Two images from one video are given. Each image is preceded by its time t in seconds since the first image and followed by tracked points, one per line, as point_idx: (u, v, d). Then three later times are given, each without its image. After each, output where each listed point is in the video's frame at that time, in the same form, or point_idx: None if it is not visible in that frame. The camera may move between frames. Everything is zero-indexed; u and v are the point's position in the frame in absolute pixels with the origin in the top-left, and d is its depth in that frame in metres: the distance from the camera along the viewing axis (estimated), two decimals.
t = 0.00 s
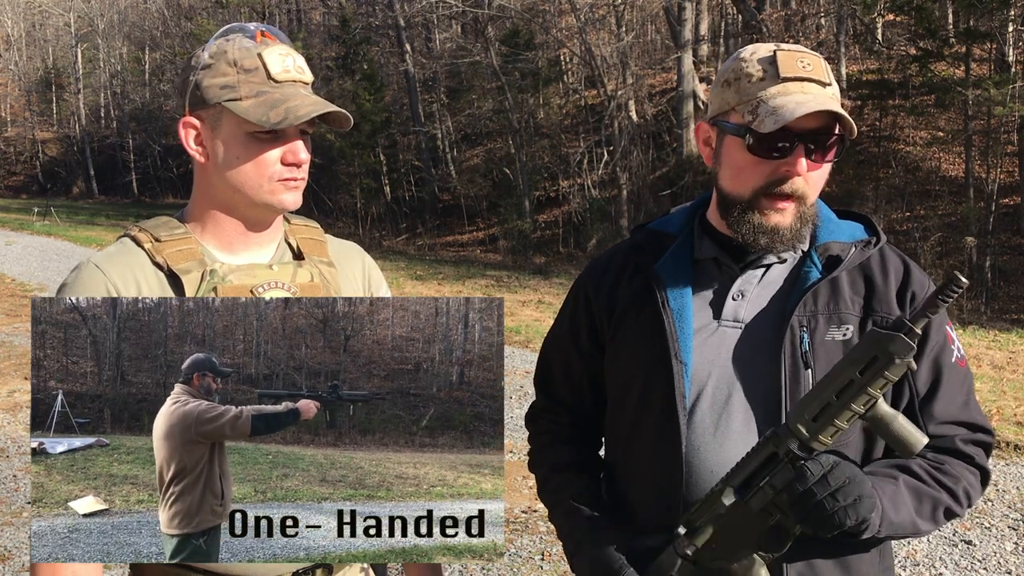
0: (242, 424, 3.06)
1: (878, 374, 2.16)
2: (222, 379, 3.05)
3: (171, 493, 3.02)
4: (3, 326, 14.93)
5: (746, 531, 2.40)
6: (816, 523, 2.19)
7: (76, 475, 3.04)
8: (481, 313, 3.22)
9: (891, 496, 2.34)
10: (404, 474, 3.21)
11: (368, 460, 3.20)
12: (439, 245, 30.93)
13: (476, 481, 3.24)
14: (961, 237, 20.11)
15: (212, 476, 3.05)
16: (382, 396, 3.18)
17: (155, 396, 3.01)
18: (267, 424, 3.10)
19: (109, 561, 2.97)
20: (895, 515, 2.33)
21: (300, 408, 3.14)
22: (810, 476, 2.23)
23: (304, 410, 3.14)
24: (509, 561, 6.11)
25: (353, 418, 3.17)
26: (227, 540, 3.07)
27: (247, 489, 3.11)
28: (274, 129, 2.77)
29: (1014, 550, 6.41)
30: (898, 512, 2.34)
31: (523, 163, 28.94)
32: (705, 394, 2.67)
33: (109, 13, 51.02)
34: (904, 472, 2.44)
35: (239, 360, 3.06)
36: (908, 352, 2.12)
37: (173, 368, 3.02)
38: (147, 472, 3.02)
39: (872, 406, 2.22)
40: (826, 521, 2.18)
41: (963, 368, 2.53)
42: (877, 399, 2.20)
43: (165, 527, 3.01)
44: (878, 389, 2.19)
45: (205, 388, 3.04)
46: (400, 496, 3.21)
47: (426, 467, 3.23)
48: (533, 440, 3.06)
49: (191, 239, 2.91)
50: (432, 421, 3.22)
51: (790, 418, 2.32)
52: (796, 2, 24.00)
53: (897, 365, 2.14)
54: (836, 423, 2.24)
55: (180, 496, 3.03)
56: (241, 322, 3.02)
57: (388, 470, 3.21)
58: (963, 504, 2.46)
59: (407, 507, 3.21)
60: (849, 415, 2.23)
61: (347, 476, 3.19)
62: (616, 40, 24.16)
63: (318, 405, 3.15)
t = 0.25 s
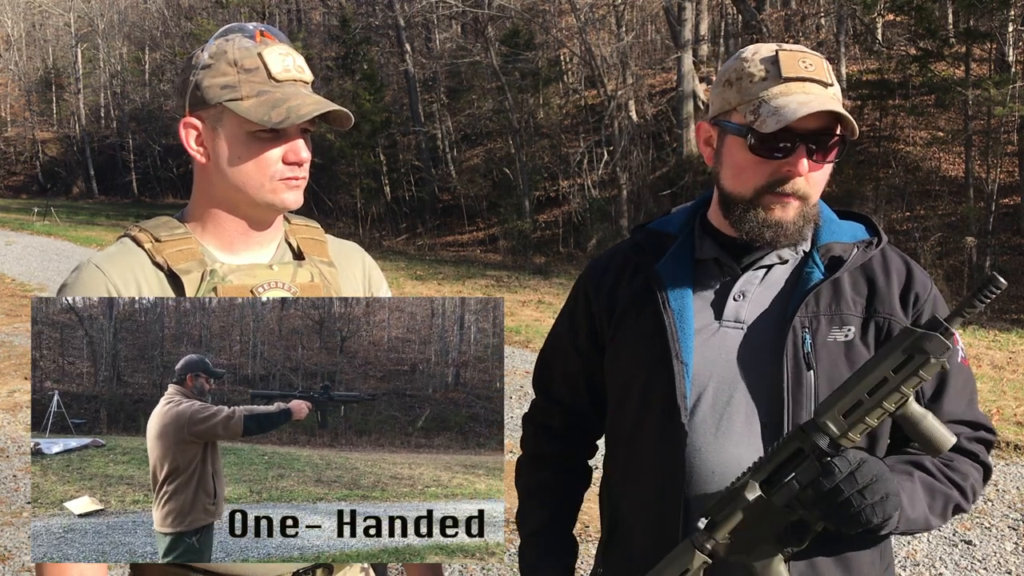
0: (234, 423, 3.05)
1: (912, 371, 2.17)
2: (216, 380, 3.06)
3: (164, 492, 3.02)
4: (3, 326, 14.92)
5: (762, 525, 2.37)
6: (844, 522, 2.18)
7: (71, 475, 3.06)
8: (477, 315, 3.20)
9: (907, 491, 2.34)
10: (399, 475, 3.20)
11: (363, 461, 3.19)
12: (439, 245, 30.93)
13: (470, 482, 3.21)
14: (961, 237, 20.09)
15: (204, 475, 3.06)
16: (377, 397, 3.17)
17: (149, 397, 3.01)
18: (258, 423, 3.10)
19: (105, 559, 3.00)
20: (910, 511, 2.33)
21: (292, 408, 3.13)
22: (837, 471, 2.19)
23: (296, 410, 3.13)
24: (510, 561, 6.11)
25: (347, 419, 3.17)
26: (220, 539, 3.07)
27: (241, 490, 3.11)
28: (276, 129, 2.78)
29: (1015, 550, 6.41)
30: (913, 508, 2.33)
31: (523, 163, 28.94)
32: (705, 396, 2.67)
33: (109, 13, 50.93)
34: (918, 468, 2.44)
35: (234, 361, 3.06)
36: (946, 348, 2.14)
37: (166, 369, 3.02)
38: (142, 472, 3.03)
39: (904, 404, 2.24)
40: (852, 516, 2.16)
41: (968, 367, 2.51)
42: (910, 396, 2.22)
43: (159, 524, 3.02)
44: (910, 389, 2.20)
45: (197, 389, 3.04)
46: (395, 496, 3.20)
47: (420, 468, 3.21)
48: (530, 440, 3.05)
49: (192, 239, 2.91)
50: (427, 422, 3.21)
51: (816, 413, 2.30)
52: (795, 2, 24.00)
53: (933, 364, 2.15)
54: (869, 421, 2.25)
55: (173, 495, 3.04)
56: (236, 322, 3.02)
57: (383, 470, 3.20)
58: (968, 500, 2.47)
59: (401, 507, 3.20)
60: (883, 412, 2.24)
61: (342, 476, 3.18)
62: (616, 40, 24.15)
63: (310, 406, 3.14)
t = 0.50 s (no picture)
0: (224, 423, 3.05)
1: (916, 354, 2.16)
2: (208, 380, 3.05)
3: (156, 491, 3.02)
4: (4, 326, 14.93)
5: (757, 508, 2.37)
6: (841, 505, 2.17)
7: (67, 475, 3.05)
8: (472, 316, 3.19)
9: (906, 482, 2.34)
10: (393, 475, 3.20)
11: (357, 461, 3.18)
12: (439, 245, 30.93)
13: (463, 482, 3.21)
14: (961, 237, 20.09)
15: (196, 474, 3.05)
16: (369, 397, 3.16)
17: (144, 396, 3.00)
18: (249, 422, 3.09)
19: (99, 558, 3.01)
20: (906, 501, 2.33)
21: (282, 408, 3.12)
22: (836, 453, 2.19)
23: (286, 410, 3.13)
24: (509, 561, 6.11)
25: (339, 419, 3.16)
26: (213, 539, 3.07)
27: (236, 490, 3.11)
28: (275, 129, 2.78)
29: (1015, 550, 6.40)
30: (911, 497, 2.34)
31: (523, 163, 28.94)
32: (706, 397, 2.66)
33: (109, 13, 50.90)
34: (916, 461, 2.44)
35: (231, 361, 3.07)
36: (949, 333, 2.13)
37: (159, 369, 3.01)
38: (136, 472, 3.02)
39: (905, 388, 2.23)
40: (848, 499, 2.16)
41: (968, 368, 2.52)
42: (911, 380, 2.21)
43: (152, 523, 3.02)
44: (914, 371, 2.20)
45: (189, 389, 3.03)
46: (389, 496, 3.19)
47: (414, 468, 3.20)
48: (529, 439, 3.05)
49: (191, 239, 2.91)
50: (422, 423, 3.19)
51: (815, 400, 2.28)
52: (796, 2, 24.01)
53: (934, 351, 2.15)
54: (870, 405, 2.23)
55: (165, 493, 3.04)
56: (231, 322, 3.01)
57: (378, 470, 3.19)
58: (968, 497, 2.46)
59: (395, 507, 3.19)
60: (882, 398, 2.23)
61: (337, 476, 3.17)
62: (616, 40, 24.17)
63: (300, 406, 3.13)
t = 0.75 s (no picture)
0: (216, 422, 3.05)
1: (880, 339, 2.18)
2: (201, 381, 3.04)
3: (149, 490, 3.01)
4: (4, 326, 14.92)
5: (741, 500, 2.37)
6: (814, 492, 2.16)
7: (62, 476, 3.04)
8: (466, 316, 3.19)
9: (887, 474, 2.35)
10: (387, 474, 3.20)
11: (352, 461, 3.18)
12: (439, 245, 30.91)
13: (457, 481, 3.22)
14: (961, 237, 20.10)
15: (188, 473, 3.04)
16: (364, 397, 3.16)
17: (139, 396, 2.99)
18: (241, 421, 3.09)
19: (94, 558, 2.99)
20: (890, 493, 2.33)
21: (273, 407, 3.11)
22: (807, 442, 2.20)
23: (277, 409, 3.12)
24: (509, 561, 6.12)
25: (332, 419, 3.15)
26: (208, 538, 3.06)
27: (231, 490, 3.11)
28: (274, 131, 2.78)
29: (1015, 550, 6.40)
30: (894, 493, 2.33)
31: (523, 163, 28.94)
32: (707, 398, 2.65)
33: (109, 13, 50.88)
34: (904, 456, 2.45)
35: (226, 362, 3.06)
36: (907, 318, 2.15)
37: (153, 369, 3.00)
38: (131, 473, 3.01)
39: (871, 375, 2.23)
40: (822, 487, 2.15)
41: (965, 366, 2.53)
42: (876, 368, 2.22)
43: (145, 521, 3.01)
44: (879, 355, 2.20)
45: (182, 389, 3.02)
46: (382, 495, 3.20)
47: (408, 467, 3.20)
48: (527, 440, 3.05)
49: (190, 238, 2.91)
50: (417, 423, 3.19)
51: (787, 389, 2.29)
52: (796, 2, 24.01)
53: (895, 336, 2.17)
54: (834, 393, 2.24)
55: (158, 492, 3.03)
56: (226, 322, 3.00)
57: (372, 470, 3.19)
58: (964, 495, 2.45)
59: (389, 506, 3.20)
60: (849, 385, 2.23)
61: (332, 476, 3.17)
62: (616, 40, 24.18)
63: (291, 405, 3.13)
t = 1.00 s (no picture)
0: (211, 421, 3.05)
1: (867, 354, 2.15)
2: (195, 381, 3.04)
3: (144, 489, 3.01)
4: (4, 326, 14.91)
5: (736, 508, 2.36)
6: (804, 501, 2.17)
7: (57, 476, 3.03)
8: (461, 315, 3.18)
9: (884, 475, 2.35)
10: (382, 473, 3.19)
11: (348, 460, 3.18)
12: (439, 245, 30.91)
13: (451, 480, 3.22)
14: (961, 237, 20.09)
15: (183, 473, 3.05)
16: (362, 396, 3.14)
17: (135, 396, 3.00)
18: (236, 420, 3.09)
19: (90, 557, 2.99)
20: (886, 494, 2.32)
21: (268, 407, 3.11)
22: (795, 453, 2.20)
23: (272, 409, 3.12)
24: (509, 561, 6.12)
25: (326, 419, 3.14)
26: (203, 537, 3.06)
27: (227, 489, 3.12)
28: (273, 131, 2.78)
29: (1014, 551, 6.40)
30: (891, 493, 2.33)
31: (523, 163, 28.93)
32: (704, 398, 2.65)
33: (109, 13, 50.86)
34: (900, 456, 2.44)
35: (221, 361, 3.06)
36: (896, 334, 2.11)
37: (149, 369, 3.01)
38: (126, 472, 3.01)
39: (860, 388, 2.20)
40: (811, 497, 2.16)
41: (965, 366, 2.52)
42: (866, 380, 2.19)
43: (140, 520, 3.01)
44: (867, 371, 2.17)
45: (177, 389, 3.02)
46: (377, 494, 3.19)
47: (404, 466, 3.20)
48: (529, 438, 3.05)
49: (188, 238, 2.91)
50: (413, 422, 3.18)
51: (780, 397, 2.29)
52: (796, 2, 24.00)
53: (886, 350, 2.13)
54: (826, 406, 2.22)
55: (153, 491, 3.02)
56: (223, 321, 3.01)
57: (368, 469, 3.19)
58: (962, 495, 2.44)
59: (383, 506, 3.19)
60: (839, 398, 2.21)
61: (327, 475, 3.17)
62: (616, 40, 24.18)
63: (284, 404, 3.12)
